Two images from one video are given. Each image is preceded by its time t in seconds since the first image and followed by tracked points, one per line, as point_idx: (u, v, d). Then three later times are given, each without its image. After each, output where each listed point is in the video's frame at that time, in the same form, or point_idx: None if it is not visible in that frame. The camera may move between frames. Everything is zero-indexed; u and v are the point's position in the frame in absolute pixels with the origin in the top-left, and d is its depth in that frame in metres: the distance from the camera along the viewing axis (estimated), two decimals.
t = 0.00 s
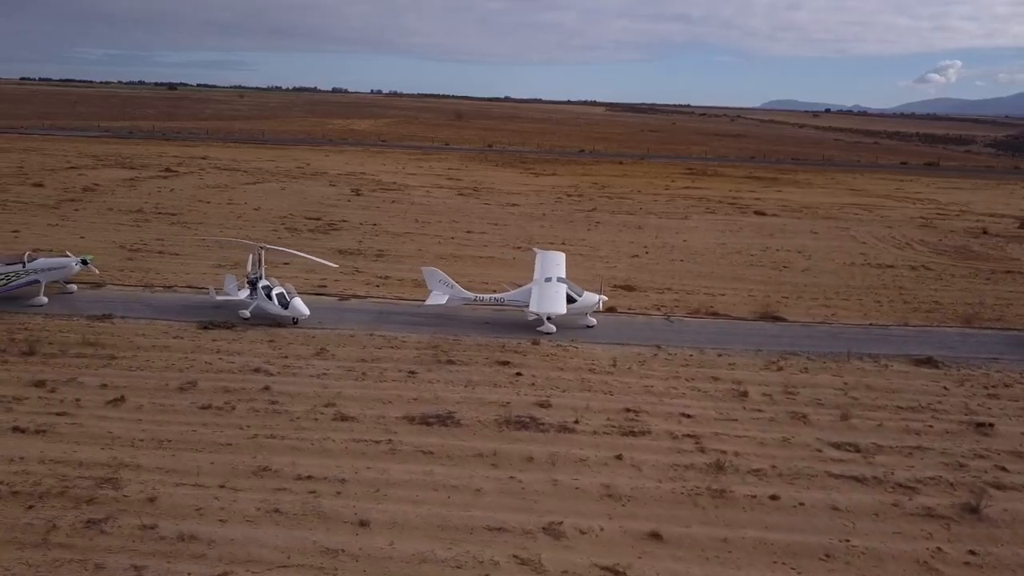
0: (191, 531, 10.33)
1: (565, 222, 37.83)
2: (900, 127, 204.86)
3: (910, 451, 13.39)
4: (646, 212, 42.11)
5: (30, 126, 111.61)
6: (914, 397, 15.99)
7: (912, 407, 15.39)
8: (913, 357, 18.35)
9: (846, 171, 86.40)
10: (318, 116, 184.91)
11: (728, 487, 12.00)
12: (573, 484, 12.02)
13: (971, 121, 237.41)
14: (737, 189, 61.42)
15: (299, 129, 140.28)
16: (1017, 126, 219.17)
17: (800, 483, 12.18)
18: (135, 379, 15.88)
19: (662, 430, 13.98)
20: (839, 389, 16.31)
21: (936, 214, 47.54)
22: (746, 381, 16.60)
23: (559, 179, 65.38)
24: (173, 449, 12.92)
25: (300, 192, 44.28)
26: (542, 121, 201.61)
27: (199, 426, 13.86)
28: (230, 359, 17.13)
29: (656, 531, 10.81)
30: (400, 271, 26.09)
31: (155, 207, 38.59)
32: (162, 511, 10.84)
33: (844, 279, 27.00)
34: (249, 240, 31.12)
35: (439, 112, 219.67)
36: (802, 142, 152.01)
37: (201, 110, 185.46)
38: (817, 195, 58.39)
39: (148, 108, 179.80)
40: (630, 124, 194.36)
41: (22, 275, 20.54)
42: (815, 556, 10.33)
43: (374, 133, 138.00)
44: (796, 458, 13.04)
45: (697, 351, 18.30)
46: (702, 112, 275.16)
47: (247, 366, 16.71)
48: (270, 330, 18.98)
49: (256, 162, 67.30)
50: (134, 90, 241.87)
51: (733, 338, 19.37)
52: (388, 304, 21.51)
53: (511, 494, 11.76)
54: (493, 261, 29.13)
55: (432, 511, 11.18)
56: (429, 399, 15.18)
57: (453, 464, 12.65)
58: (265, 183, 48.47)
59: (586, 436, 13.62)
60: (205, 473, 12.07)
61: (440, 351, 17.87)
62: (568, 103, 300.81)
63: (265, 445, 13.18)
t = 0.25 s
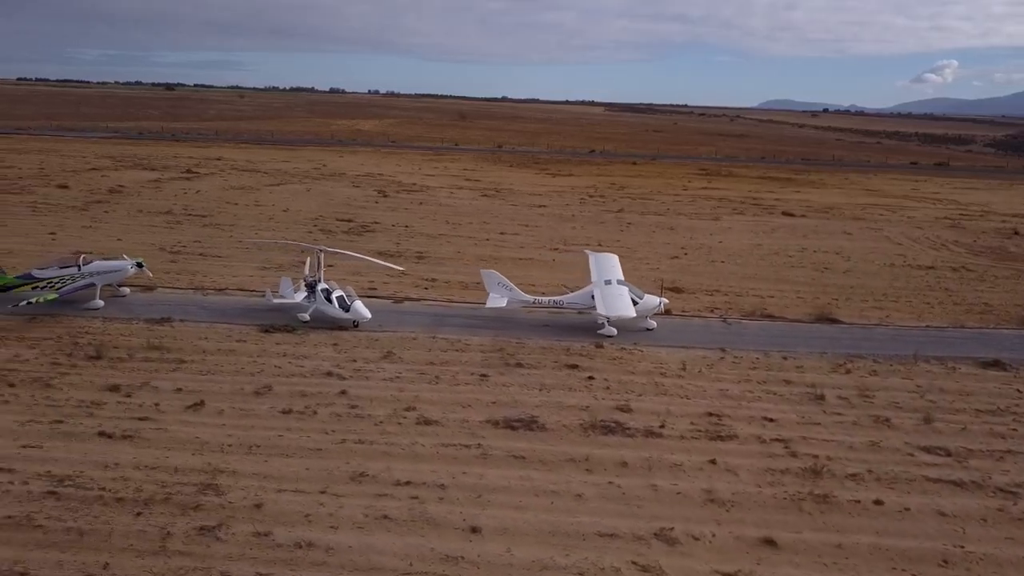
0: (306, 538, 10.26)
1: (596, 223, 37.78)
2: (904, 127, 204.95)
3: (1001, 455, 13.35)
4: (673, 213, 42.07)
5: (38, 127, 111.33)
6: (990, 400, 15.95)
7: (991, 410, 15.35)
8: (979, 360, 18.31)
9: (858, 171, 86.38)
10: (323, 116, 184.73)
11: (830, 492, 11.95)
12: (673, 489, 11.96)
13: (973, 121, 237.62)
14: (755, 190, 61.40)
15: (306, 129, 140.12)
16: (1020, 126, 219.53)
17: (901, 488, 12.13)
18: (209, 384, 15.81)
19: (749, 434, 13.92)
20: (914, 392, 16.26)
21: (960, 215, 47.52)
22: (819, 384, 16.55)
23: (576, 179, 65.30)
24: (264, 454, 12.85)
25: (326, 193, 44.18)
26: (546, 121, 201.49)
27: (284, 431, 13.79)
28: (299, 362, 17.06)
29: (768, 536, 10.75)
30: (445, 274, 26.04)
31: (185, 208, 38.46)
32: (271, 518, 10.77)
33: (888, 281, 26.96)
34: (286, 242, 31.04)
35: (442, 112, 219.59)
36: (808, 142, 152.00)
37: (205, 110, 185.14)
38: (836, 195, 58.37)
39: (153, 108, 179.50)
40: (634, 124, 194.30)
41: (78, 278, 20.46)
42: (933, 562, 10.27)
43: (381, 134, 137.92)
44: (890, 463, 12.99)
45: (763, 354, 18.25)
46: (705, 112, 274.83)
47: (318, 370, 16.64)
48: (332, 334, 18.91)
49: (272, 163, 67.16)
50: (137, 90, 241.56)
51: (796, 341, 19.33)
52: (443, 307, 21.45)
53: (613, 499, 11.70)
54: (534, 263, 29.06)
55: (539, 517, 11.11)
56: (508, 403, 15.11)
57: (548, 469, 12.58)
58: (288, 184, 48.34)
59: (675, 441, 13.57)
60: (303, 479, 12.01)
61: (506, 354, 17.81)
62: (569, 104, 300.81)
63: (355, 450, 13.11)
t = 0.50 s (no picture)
0: (422, 545, 10.20)
1: (626, 224, 37.73)
2: (907, 127, 205.13)
3: None
4: (700, 214, 42.04)
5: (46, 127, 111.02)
6: None
7: None
8: None
9: (870, 171, 86.44)
10: (327, 116, 184.50)
11: (931, 497, 11.90)
12: (775, 494, 11.91)
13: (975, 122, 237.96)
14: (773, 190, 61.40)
15: (312, 129, 139.95)
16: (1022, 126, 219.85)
17: (1000, 493, 12.09)
18: (283, 387, 15.73)
19: (835, 438, 13.87)
20: (988, 395, 16.24)
21: (983, 215, 47.55)
22: (892, 388, 16.52)
23: (593, 179, 65.26)
24: (356, 459, 12.78)
25: (351, 195, 44.08)
26: (550, 121, 201.41)
27: (370, 435, 13.72)
28: (368, 366, 16.98)
29: (881, 542, 10.70)
30: (490, 275, 25.98)
31: (214, 209, 38.31)
32: (382, 524, 10.70)
33: (932, 283, 26.94)
34: (322, 243, 30.97)
35: (446, 112, 219.48)
36: (814, 142, 152.04)
37: (208, 110, 184.81)
38: (855, 196, 58.36)
39: (157, 108, 179.19)
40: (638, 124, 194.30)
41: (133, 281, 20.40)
42: None
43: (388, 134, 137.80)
44: (983, 467, 12.95)
45: (828, 357, 18.22)
46: (706, 112, 274.98)
47: (389, 374, 16.56)
48: (394, 337, 18.85)
49: (287, 163, 66.96)
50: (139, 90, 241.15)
51: (858, 344, 19.29)
52: (498, 310, 21.40)
53: (716, 503, 11.65)
54: (574, 264, 29.00)
55: (648, 523, 11.05)
56: (587, 406, 15.06)
57: (643, 474, 12.52)
58: (311, 185, 48.21)
59: (764, 445, 13.52)
60: (402, 484, 11.94)
61: (573, 357, 17.75)
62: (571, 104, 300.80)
63: (446, 454, 13.04)
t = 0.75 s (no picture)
0: (558, 553, 10.12)
1: (660, 225, 37.67)
2: (910, 127, 205.44)
3: None
4: (730, 215, 42.00)
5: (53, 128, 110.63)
6: None
7: None
8: None
9: (882, 171, 86.55)
10: (330, 117, 184.20)
11: None
12: (892, 499, 11.85)
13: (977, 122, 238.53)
14: (792, 190, 61.41)
15: (318, 130, 139.68)
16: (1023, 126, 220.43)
17: None
18: (369, 392, 15.63)
19: (935, 442, 13.83)
20: None
21: (1009, 215, 47.62)
22: (975, 390, 16.48)
23: (611, 180, 65.24)
24: (463, 465, 12.70)
25: (379, 196, 43.97)
26: (553, 121, 201.39)
27: (470, 440, 13.63)
28: (448, 369, 16.88)
29: (1011, 548, 10.66)
30: (541, 277, 25.88)
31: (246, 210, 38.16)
32: (511, 531, 10.63)
33: (981, 283, 26.94)
34: (364, 245, 30.86)
35: (448, 112, 219.19)
36: (819, 141, 152.08)
37: (211, 111, 184.44)
38: (875, 196, 58.42)
39: (159, 109, 178.69)
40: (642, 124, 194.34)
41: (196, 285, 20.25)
42: None
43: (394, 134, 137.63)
44: None
45: (903, 360, 18.19)
46: (707, 112, 275.33)
47: (471, 377, 16.46)
48: (466, 340, 18.74)
49: (305, 163, 66.72)
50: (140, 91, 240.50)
51: (928, 346, 19.26)
52: (561, 312, 21.32)
53: (836, 509, 11.59)
54: (620, 265, 28.91)
55: (774, 529, 10.99)
56: (679, 410, 14.99)
57: (754, 479, 12.46)
58: (337, 186, 48.09)
59: (867, 449, 13.47)
60: (517, 490, 11.86)
61: (650, 360, 17.68)
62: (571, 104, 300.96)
63: (552, 459, 12.96)
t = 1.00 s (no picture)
0: (676, 558, 10.07)
1: (689, 226, 37.65)
2: (911, 127, 205.85)
3: None
4: (755, 215, 42.00)
5: (58, 128, 110.21)
6: None
7: None
8: None
9: (891, 172, 86.69)
10: (332, 117, 183.92)
11: None
12: (992, 503, 11.83)
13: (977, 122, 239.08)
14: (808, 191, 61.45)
15: (323, 130, 139.42)
16: None
17: None
18: (443, 395, 15.56)
19: (1020, 445, 13.80)
20: None
21: None
22: None
23: (626, 180, 65.19)
24: (556, 468, 12.64)
25: (403, 197, 43.87)
26: (555, 121, 201.31)
27: (556, 443, 13.58)
28: (517, 372, 16.82)
29: None
30: (585, 277, 25.81)
31: (274, 211, 38.02)
32: (622, 536, 10.57)
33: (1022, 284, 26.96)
34: (400, 247, 30.77)
35: (449, 112, 218.98)
36: (822, 141, 152.31)
37: (213, 112, 183.96)
38: (891, 196, 58.52)
39: (161, 109, 178.26)
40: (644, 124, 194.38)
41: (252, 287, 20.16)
42: None
43: (399, 134, 137.54)
44: None
45: (967, 362, 18.18)
46: (707, 113, 275.31)
47: (541, 380, 16.40)
48: (527, 342, 18.68)
49: (318, 164, 66.53)
50: (140, 91, 239.87)
51: (988, 348, 19.26)
52: (615, 314, 21.27)
53: (939, 512, 11.56)
54: (658, 266, 28.85)
55: (883, 533, 10.95)
56: (757, 413, 14.95)
57: (850, 482, 12.42)
58: (358, 187, 47.98)
59: (955, 452, 13.44)
60: (617, 494, 11.81)
61: (717, 363, 17.64)
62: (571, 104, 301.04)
63: (643, 463, 12.91)
